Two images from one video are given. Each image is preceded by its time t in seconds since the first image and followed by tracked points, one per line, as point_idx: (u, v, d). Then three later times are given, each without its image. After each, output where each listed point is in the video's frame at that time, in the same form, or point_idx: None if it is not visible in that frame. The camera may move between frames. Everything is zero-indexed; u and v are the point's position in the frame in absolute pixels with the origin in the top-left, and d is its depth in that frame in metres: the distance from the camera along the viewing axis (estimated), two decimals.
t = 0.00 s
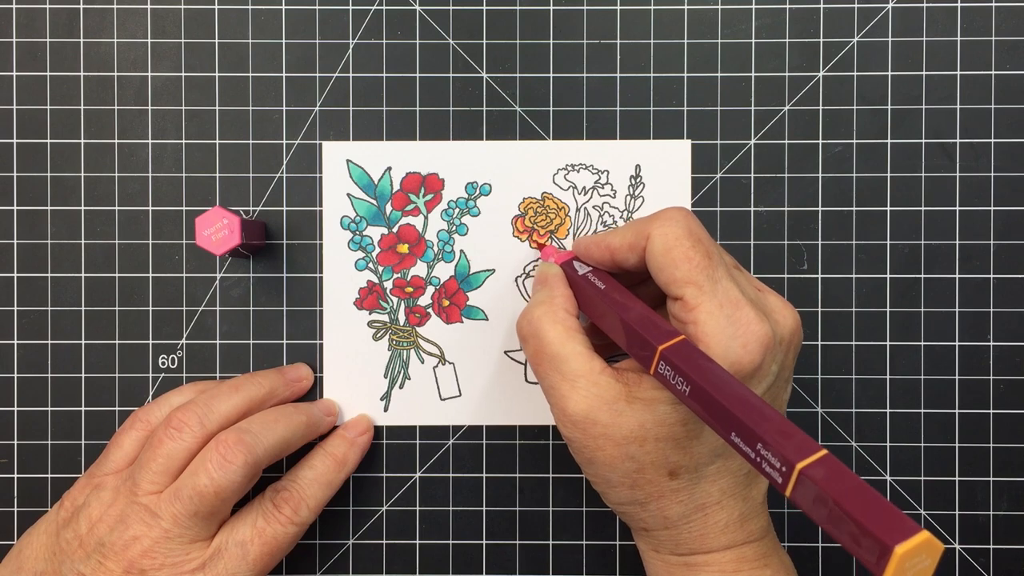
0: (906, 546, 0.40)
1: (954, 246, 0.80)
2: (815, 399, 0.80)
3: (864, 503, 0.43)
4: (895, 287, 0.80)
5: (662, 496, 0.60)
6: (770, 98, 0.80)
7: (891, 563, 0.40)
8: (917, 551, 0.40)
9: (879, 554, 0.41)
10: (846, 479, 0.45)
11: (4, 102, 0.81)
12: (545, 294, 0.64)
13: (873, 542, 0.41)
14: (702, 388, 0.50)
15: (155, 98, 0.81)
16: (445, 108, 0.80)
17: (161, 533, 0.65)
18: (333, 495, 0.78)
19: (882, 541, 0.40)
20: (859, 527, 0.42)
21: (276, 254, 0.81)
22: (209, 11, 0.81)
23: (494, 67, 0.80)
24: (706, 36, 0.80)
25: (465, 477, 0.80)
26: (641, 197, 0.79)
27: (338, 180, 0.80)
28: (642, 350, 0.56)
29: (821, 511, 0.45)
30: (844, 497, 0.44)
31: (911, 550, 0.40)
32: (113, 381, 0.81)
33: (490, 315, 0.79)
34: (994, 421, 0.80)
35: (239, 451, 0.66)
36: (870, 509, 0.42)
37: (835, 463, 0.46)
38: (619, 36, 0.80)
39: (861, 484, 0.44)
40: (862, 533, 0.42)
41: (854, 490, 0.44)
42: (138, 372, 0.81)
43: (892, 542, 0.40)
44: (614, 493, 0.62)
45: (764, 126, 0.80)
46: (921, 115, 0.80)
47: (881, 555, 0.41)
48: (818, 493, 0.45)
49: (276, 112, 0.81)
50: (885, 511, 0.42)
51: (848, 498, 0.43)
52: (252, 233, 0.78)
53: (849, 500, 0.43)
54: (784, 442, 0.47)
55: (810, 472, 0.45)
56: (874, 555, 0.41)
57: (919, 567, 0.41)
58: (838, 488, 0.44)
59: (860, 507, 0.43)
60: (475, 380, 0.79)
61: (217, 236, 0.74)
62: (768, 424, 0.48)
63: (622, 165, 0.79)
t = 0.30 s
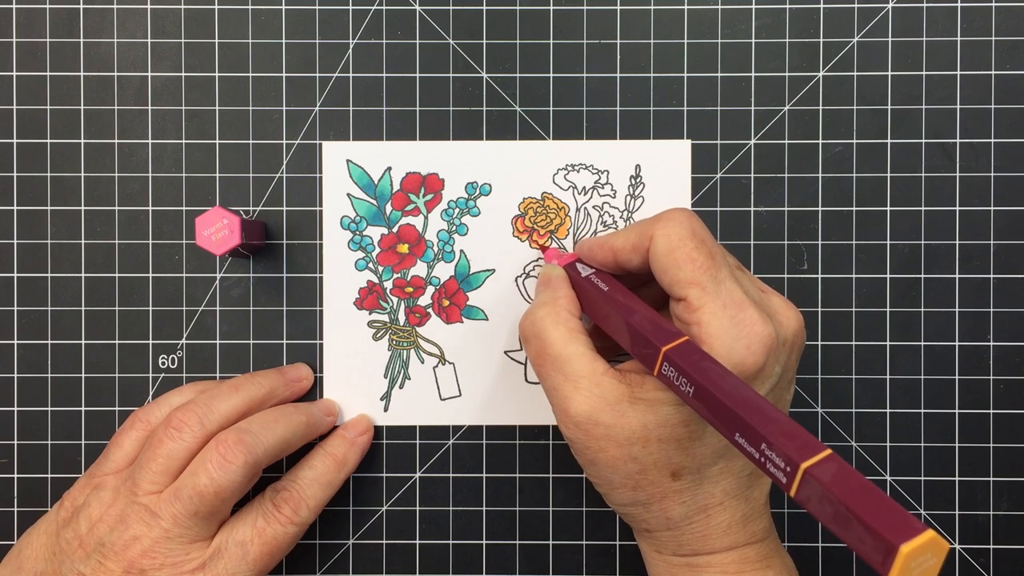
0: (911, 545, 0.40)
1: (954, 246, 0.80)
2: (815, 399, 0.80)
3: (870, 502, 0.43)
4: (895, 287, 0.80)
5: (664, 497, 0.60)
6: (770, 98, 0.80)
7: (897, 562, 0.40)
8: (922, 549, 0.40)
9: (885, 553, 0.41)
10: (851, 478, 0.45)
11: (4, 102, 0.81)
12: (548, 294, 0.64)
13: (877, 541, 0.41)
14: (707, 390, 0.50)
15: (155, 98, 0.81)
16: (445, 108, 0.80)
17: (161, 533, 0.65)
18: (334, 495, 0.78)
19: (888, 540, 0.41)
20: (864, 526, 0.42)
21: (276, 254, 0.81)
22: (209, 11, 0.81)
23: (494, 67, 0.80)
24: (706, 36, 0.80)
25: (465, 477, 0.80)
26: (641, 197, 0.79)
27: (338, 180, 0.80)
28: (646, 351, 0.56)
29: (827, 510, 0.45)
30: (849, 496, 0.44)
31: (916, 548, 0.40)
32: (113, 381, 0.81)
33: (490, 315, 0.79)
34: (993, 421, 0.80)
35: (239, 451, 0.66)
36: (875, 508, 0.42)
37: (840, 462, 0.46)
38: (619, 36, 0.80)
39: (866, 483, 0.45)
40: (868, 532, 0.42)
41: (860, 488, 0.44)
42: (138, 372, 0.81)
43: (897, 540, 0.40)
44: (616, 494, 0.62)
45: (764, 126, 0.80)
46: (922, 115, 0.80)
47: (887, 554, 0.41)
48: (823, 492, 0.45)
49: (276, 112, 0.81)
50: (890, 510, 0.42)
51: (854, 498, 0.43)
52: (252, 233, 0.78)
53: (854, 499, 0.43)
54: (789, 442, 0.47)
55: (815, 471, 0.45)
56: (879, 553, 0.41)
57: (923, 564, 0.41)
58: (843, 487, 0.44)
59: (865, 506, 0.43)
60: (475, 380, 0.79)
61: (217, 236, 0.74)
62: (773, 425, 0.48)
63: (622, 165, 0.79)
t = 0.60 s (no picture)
0: (918, 544, 0.40)
1: (954, 246, 0.80)
2: (815, 399, 0.80)
3: (877, 501, 0.43)
4: (895, 287, 0.80)
5: (669, 494, 0.60)
6: (770, 98, 0.80)
7: (903, 561, 0.40)
8: (930, 549, 0.40)
9: (892, 551, 0.41)
10: (858, 478, 0.45)
11: (4, 102, 0.81)
12: (557, 288, 0.64)
13: (884, 540, 0.41)
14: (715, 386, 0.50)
15: (155, 98, 0.81)
16: (445, 108, 0.80)
17: (161, 533, 0.65)
18: (333, 495, 0.78)
19: (895, 539, 0.41)
20: (870, 525, 0.42)
21: (276, 254, 0.81)
22: (209, 11, 0.81)
23: (494, 67, 0.80)
24: (706, 36, 0.80)
25: (465, 477, 0.80)
26: (641, 197, 0.79)
27: (337, 180, 0.80)
28: (654, 347, 0.56)
29: (833, 509, 0.45)
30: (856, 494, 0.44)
31: (923, 549, 0.40)
32: (113, 381, 0.81)
33: (490, 315, 0.79)
34: (994, 421, 0.80)
35: (239, 451, 0.66)
36: (883, 507, 0.42)
37: (847, 461, 0.46)
38: (619, 36, 0.80)
39: (875, 482, 0.45)
40: (876, 532, 0.42)
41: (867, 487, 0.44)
42: (138, 372, 0.81)
43: (904, 539, 0.40)
44: (620, 490, 0.62)
45: (764, 126, 0.80)
46: (922, 115, 0.80)
47: (894, 553, 0.41)
48: (830, 491, 0.45)
49: (276, 112, 0.81)
50: (898, 509, 0.42)
51: (862, 497, 0.43)
52: (252, 233, 0.78)
53: (862, 497, 0.43)
54: (797, 440, 0.47)
55: (823, 469, 0.45)
56: (885, 552, 0.41)
57: (930, 565, 0.41)
58: (851, 486, 0.44)
59: (872, 504, 0.43)
60: (475, 380, 0.79)
61: (217, 236, 0.74)
62: (781, 423, 0.48)
63: (622, 165, 0.79)
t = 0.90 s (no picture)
0: (945, 530, 0.40)
1: (954, 246, 0.80)
2: (814, 399, 0.80)
3: (902, 488, 0.43)
4: (895, 287, 0.80)
5: (683, 487, 0.60)
6: (770, 98, 0.80)
7: (931, 548, 0.41)
8: (958, 535, 0.41)
9: (919, 539, 0.41)
10: (881, 464, 0.45)
11: (4, 102, 0.81)
12: (568, 282, 0.64)
13: (911, 527, 0.42)
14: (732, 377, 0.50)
15: (155, 98, 0.81)
16: (445, 108, 0.80)
17: (161, 533, 0.65)
18: (334, 495, 0.78)
19: (923, 527, 0.41)
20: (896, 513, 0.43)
21: (276, 254, 0.81)
22: (209, 11, 0.81)
23: (494, 67, 0.80)
24: (706, 36, 0.80)
25: (465, 477, 0.80)
26: (641, 197, 0.79)
27: (337, 180, 0.80)
28: (669, 339, 0.56)
29: (858, 496, 0.45)
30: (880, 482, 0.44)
31: (950, 536, 0.40)
32: (113, 381, 0.81)
33: (490, 315, 0.79)
34: (994, 421, 0.80)
35: (239, 451, 0.66)
36: (909, 494, 0.43)
37: (869, 447, 0.46)
38: (619, 36, 0.80)
39: (899, 469, 0.45)
40: (901, 519, 0.42)
41: (891, 474, 0.44)
42: (138, 372, 0.81)
43: (932, 527, 0.41)
44: (633, 483, 0.62)
45: (764, 126, 0.80)
46: (921, 115, 0.80)
47: (921, 541, 0.41)
48: (853, 478, 0.45)
49: (276, 112, 0.81)
50: (923, 495, 0.43)
51: (888, 484, 0.44)
52: (252, 233, 0.78)
53: (887, 486, 0.44)
54: (817, 428, 0.47)
55: (845, 457, 0.45)
56: (913, 540, 0.42)
57: (956, 549, 0.41)
58: (875, 474, 0.44)
59: (898, 492, 0.43)
60: (476, 380, 0.79)
61: (217, 236, 0.74)
62: (799, 412, 0.48)
63: (622, 165, 0.79)
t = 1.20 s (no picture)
0: (942, 530, 0.40)
1: (954, 247, 0.80)
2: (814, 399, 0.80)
3: (899, 487, 0.43)
4: (895, 287, 0.80)
5: (683, 485, 0.60)
6: (770, 98, 0.80)
7: (928, 547, 0.41)
8: (955, 534, 0.41)
9: (916, 539, 0.41)
10: (879, 462, 0.45)
11: (4, 102, 0.81)
12: (570, 279, 0.64)
13: (909, 526, 0.42)
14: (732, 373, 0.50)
15: (155, 98, 0.81)
16: (445, 108, 0.80)
17: (161, 533, 0.65)
18: (333, 495, 0.78)
19: (920, 526, 0.41)
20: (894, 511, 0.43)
21: (276, 254, 0.81)
22: (209, 11, 0.81)
23: (494, 67, 0.80)
24: (705, 36, 0.80)
25: (465, 477, 0.80)
26: (641, 197, 0.79)
27: (337, 180, 0.80)
28: (669, 336, 0.56)
29: (855, 494, 0.45)
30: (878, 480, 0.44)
31: (947, 533, 0.41)
32: (113, 381, 0.81)
33: (490, 315, 0.79)
34: (994, 421, 0.80)
35: (239, 451, 0.66)
36: (907, 493, 0.43)
37: (867, 445, 0.46)
38: (619, 36, 0.80)
39: (896, 468, 0.45)
40: (900, 518, 0.42)
41: (889, 473, 0.44)
42: (138, 372, 0.81)
43: (929, 525, 0.41)
44: (633, 481, 0.62)
45: (764, 126, 0.80)
46: (921, 115, 0.80)
47: (919, 540, 0.41)
48: (850, 476, 0.45)
49: (276, 112, 0.81)
50: (921, 494, 0.43)
51: (887, 483, 0.44)
52: (252, 233, 0.78)
53: (885, 484, 0.44)
54: (816, 426, 0.47)
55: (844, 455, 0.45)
56: (910, 539, 0.42)
57: (953, 549, 0.42)
58: (873, 472, 0.44)
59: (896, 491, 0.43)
60: (476, 380, 0.79)
61: (217, 236, 0.74)
62: (798, 410, 0.48)
63: (622, 165, 0.79)
